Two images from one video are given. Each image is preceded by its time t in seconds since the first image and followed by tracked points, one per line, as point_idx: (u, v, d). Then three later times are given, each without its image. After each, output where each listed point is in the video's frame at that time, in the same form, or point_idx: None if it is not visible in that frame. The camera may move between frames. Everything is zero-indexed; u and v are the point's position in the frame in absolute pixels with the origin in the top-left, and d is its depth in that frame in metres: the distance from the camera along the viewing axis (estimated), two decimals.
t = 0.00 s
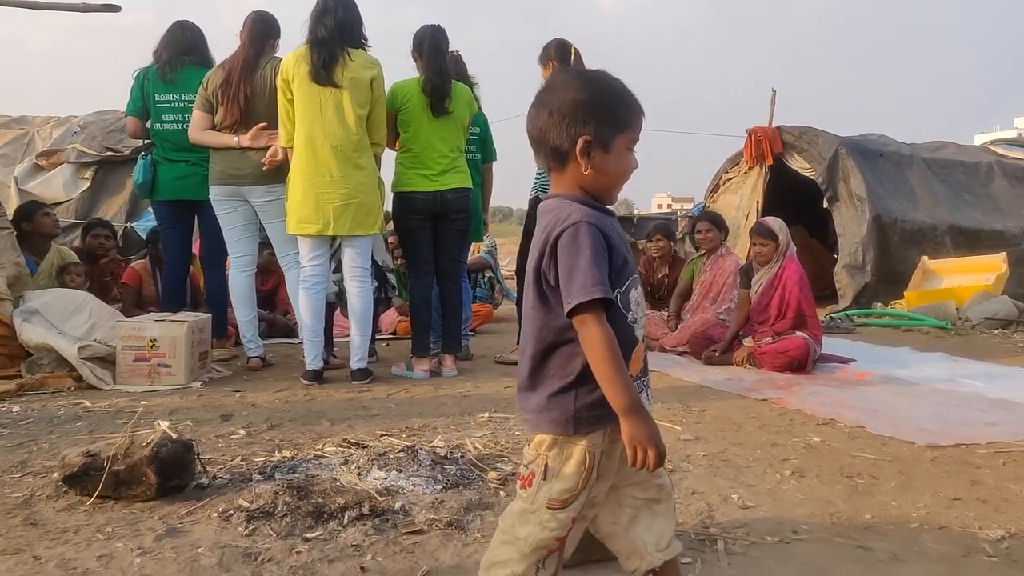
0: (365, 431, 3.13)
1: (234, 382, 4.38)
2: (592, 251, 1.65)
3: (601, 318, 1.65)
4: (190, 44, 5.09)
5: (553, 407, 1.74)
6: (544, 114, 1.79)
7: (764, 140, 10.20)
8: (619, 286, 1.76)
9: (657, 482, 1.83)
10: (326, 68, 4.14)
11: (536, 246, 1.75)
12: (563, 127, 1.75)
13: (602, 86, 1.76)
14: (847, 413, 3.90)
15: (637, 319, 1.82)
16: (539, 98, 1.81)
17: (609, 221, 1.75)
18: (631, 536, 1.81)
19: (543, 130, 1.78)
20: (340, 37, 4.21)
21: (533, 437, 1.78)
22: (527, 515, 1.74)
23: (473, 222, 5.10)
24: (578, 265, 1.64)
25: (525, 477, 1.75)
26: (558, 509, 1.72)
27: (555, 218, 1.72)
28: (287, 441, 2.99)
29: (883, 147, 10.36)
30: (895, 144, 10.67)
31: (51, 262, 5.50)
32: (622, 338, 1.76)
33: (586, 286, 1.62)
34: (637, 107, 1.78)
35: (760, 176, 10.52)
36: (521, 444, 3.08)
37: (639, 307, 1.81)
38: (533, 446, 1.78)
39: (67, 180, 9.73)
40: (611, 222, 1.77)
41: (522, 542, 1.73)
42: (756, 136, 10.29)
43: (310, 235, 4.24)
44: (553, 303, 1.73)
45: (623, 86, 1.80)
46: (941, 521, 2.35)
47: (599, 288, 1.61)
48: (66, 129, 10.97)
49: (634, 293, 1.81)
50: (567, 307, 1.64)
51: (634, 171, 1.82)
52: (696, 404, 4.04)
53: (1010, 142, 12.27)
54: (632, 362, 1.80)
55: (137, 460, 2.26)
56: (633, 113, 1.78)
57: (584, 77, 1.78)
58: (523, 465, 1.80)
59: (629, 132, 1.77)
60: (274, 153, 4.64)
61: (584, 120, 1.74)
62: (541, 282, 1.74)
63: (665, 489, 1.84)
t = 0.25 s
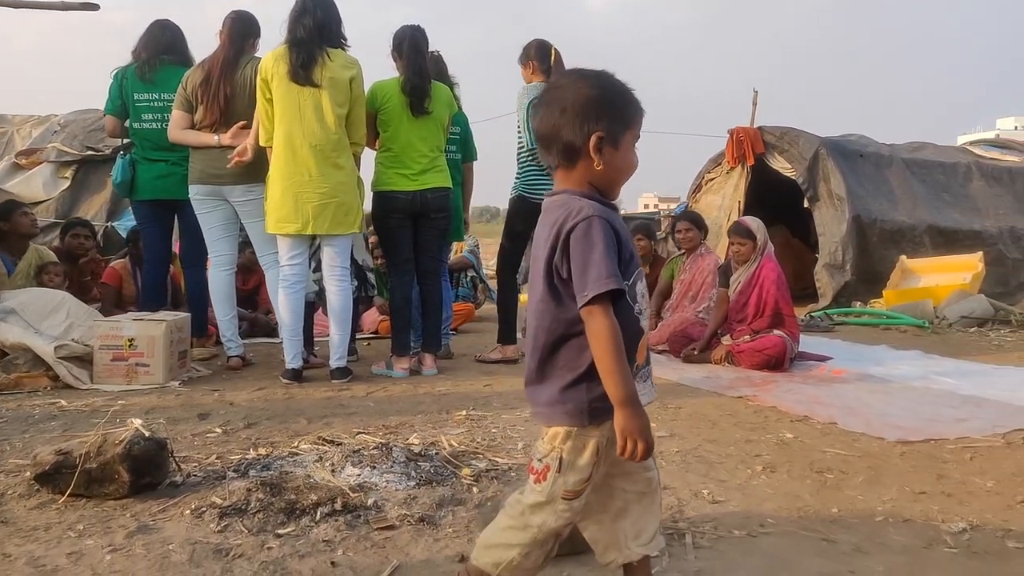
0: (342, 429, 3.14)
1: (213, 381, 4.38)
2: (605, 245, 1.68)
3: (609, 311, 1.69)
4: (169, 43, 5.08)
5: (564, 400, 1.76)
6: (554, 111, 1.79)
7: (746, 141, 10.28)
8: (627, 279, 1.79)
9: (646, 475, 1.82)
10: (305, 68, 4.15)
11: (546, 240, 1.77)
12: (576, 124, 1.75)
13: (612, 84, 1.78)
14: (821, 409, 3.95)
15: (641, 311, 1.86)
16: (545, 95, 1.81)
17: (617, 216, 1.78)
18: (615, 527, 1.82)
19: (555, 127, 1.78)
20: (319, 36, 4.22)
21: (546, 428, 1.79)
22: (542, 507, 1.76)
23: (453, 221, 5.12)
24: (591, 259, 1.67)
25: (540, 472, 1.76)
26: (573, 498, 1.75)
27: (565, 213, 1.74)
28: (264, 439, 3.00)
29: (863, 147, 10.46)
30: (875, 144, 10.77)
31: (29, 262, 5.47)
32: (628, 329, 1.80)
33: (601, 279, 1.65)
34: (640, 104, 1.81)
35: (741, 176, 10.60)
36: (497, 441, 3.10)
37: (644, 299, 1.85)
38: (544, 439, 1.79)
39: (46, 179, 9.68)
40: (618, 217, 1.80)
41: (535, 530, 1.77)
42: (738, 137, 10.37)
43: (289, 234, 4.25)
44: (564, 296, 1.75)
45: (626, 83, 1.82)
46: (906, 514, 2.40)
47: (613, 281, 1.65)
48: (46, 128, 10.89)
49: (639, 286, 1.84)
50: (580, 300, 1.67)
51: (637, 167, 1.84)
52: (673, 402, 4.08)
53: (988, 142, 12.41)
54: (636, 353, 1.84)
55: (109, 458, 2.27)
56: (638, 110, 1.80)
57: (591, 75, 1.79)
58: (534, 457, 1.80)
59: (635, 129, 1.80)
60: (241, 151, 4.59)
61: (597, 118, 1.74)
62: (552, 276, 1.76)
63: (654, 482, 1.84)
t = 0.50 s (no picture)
0: (317, 427, 3.15)
1: (191, 381, 4.37)
2: (611, 233, 1.70)
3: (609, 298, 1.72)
4: (147, 42, 5.06)
5: (571, 388, 1.78)
6: (566, 103, 1.79)
7: (728, 141, 10.36)
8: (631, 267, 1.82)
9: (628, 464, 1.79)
10: (283, 67, 4.16)
11: (550, 229, 1.79)
12: (591, 117, 1.76)
13: (619, 78, 1.81)
14: (795, 406, 4.00)
15: (641, 300, 1.89)
16: (551, 87, 1.81)
17: (619, 205, 1.80)
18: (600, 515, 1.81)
19: (568, 119, 1.78)
20: (297, 36, 4.22)
21: (566, 421, 1.78)
22: (580, 501, 1.75)
23: (433, 220, 5.13)
24: (597, 247, 1.70)
25: (570, 470, 1.74)
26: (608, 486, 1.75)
27: (570, 201, 1.76)
28: (239, 437, 3.00)
29: (843, 147, 10.56)
30: (855, 144, 10.87)
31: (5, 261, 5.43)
32: (631, 316, 1.82)
33: (607, 267, 1.67)
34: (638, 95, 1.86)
35: (723, 176, 10.67)
36: (473, 439, 3.12)
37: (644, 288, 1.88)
38: (564, 435, 1.78)
39: (24, 178, 9.61)
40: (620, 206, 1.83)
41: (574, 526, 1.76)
42: (719, 137, 10.44)
43: (267, 233, 4.24)
44: (569, 284, 1.78)
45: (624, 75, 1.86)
46: (873, 508, 2.44)
47: (619, 269, 1.67)
48: (24, 126, 10.79)
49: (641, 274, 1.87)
50: (587, 287, 1.69)
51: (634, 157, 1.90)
52: (650, 399, 4.11)
53: (966, 142, 12.55)
54: (638, 340, 1.86)
55: (80, 456, 2.27)
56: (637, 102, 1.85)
57: (595, 67, 1.81)
58: (556, 455, 1.79)
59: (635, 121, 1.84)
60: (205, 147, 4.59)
61: (609, 111, 1.78)
62: (556, 263, 1.78)
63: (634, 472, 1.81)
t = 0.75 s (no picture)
0: (294, 426, 3.15)
1: (169, 381, 4.36)
2: (608, 228, 1.73)
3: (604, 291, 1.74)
4: (125, 40, 5.04)
5: (571, 379, 1.81)
6: (571, 101, 1.82)
7: (711, 140, 10.41)
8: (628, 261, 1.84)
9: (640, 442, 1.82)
10: (261, 65, 4.15)
11: (550, 221, 1.82)
12: (597, 115, 1.81)
13: (619, 77, 1.86)
14: (772, 404, 4.03)
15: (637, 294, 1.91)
16: (556, 85, 1.84)
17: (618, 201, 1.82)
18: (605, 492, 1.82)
19: (575, 117, 1.81)
20: (275, 35, 4.22)
21: (583, 415, 1.81)
22: (619, 488, 1.78)
23: (413, 218, 5.14)
24: (594, 241, 1.72)
25: (605, 462, 1.77)
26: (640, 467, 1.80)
27: (570, 195, 1.79)
28: (213, 436, 3.00)
29: (825, 147, 10.63)
30: (837, 144, 10.95)
31: None
32: (627, 310, 1.85)
33: (603, 260, 1.70)
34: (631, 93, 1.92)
35: (706, 175, 10.73)
36: (448, 437, 3.13)
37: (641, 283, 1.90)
38: (585, 430, 1.80)
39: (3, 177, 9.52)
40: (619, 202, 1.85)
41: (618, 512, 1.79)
42: (703, 136, 10.49)
43: (245, 233, 4.24)
44: (568, 276, 1.81)
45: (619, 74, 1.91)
46: (841, 504, 2.47)
47: (614, 263, 1.70)
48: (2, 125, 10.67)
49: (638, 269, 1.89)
50: (582, 279, 1.72)
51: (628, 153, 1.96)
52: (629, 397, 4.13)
53: (946, 142, 12.66)
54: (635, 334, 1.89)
55: (48, 455, 2.26)
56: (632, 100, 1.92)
57: (597, 67, 1.85)
58: (582, 452, 1.80)
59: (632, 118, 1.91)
60: (163, 140, 4.58)
61: (613, 109, 1.83)
62: (556, 255, 1.81)
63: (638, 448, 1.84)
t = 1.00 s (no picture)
0: (269, 426, 3.14)
1: (147, 381, 4.34)
2: (607, 227, 1.78)
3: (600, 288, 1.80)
4: (103, 39, 5.01)
5: (567, 374, 1.85)
6: (571, 102, 1.86)
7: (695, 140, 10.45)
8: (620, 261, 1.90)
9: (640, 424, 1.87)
10: (238, 64, 4.14)
11: (548, 219, 1.86)
12: (596, 117, 1.86)
13: (613, 78, 1.92)
14: (749, 401, 4.06)
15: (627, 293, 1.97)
16: (555, 86, 1.87)
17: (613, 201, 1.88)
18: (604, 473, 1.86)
19: (574, 118, 1.86)
20: (252, 34, 4.21)
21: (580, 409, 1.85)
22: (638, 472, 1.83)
23: (393, 218, 5.14)
24: (593, 239, 1.77)
25: (620, 447, 1.82)
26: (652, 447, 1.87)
27: (569, 194, 1.84)
28: (187, 436, 2.99)
29: (809, 147, 10.69)
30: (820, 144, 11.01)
31: None
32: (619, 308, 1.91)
33: (602, 257, 1.76)
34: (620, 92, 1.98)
35: (691, 174, 10.77)
36: (423, 436, 3.13)
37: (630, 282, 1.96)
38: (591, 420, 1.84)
39: None
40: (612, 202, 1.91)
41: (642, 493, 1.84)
42: (687, 135, 10.53)
43: (223, 232, 4.23)
44: (564, 274, 1.85)
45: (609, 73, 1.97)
46: (809, 499, 2.49)
47: (613, 261, 1.76)
48: None
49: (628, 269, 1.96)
50: (581, 276, 1.77)
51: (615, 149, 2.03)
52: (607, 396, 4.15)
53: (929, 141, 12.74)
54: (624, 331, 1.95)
55: (16, 455, 2.25)
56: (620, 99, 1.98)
57: (593, 68, 1.90)
58: (596, 442, 1.83)
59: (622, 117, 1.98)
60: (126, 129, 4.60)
61: (609, 110, 1.89)
62: (553, 252, 1.85)
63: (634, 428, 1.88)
